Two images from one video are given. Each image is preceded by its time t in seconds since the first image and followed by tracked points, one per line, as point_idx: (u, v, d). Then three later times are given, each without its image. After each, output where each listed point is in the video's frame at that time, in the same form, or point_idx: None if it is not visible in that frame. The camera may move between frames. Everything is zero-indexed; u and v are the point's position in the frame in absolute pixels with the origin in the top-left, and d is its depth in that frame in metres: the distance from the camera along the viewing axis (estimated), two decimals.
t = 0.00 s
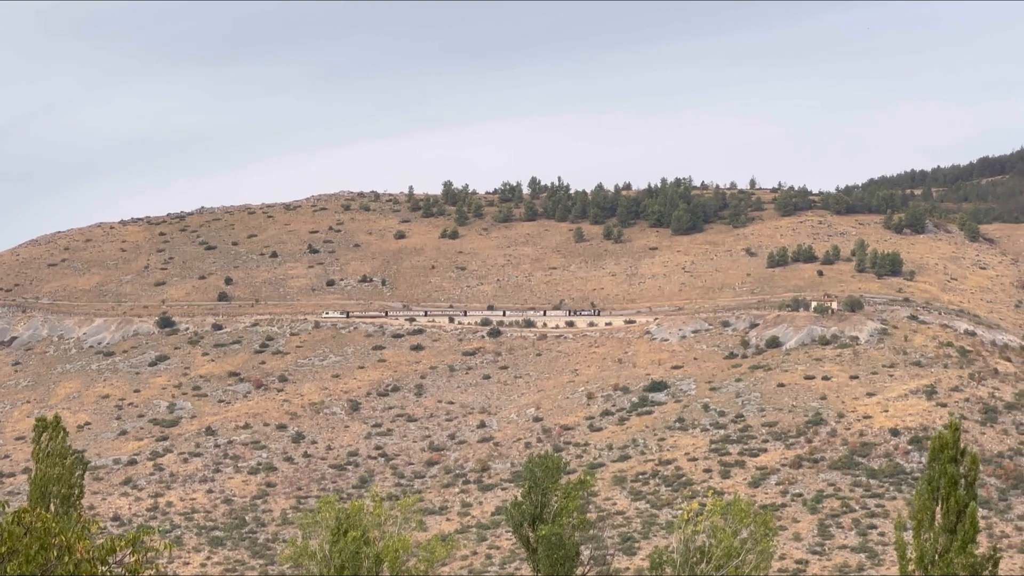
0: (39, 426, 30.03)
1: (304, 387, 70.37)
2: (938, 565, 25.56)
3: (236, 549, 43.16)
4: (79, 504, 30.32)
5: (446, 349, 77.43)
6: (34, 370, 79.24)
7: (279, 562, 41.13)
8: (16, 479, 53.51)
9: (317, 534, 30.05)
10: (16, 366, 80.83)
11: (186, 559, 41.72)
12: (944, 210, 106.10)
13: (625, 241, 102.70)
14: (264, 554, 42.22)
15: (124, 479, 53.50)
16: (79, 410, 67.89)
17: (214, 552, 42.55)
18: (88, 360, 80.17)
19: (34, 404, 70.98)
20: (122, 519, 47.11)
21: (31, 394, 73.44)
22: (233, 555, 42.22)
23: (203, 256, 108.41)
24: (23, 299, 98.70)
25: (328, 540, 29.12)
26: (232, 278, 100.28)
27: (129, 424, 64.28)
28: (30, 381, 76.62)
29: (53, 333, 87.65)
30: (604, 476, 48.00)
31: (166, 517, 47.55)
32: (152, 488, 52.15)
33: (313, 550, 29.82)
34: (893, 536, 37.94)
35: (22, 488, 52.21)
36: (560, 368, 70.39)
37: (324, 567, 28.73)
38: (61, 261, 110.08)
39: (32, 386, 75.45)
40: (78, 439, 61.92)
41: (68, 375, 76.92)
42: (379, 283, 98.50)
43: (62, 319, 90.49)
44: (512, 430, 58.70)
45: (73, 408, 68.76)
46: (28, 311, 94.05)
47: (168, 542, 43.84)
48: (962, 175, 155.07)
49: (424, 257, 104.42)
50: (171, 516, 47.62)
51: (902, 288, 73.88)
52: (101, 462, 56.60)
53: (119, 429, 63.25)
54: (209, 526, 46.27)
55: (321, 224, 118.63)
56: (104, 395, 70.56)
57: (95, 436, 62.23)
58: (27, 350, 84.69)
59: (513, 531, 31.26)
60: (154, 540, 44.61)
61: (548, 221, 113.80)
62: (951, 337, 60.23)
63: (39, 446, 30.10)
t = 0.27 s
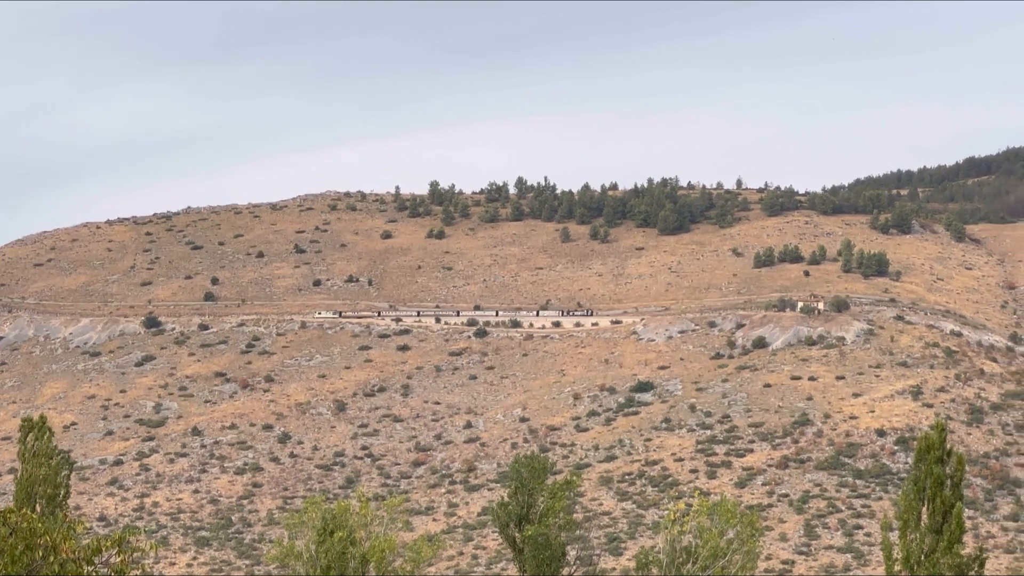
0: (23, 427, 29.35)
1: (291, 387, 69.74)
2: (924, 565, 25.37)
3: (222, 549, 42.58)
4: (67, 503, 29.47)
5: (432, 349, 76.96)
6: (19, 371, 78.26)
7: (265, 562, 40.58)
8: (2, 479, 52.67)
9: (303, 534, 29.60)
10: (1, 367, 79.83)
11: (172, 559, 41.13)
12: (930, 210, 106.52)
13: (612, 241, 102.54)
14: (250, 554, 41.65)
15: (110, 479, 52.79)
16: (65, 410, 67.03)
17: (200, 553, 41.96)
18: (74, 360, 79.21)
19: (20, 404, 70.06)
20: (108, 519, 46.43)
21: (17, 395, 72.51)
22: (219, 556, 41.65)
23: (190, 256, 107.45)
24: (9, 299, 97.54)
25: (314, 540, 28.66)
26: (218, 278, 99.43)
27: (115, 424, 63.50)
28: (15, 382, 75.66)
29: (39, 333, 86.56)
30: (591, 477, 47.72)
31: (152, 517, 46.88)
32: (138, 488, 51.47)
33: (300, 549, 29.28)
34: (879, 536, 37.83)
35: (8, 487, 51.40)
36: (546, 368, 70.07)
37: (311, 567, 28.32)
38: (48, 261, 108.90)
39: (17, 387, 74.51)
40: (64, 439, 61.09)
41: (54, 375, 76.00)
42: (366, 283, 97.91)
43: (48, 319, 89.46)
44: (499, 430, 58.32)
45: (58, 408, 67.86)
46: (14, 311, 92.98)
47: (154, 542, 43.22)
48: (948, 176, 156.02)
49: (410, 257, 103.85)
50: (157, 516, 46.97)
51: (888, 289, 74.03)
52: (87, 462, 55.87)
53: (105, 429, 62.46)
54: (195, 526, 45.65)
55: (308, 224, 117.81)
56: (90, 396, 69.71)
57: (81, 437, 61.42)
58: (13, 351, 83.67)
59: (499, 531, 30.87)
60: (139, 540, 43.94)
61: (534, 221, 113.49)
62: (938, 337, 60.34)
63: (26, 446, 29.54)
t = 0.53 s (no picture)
0: (11, 425, 28.61)
1: (278, 385, 69.16)
2: (912, 564, 25.18)
3: (209, 548, 42.05)
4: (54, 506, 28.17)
5: (420, 347, 76.53)
6: (6, 370, 77.31)
7: (253, 561, 40.07)
8: None
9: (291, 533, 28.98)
10: None
11: (159, 558, 40.56)
12: (917, 209, 106.89)
13: (600, 240, 102.35)
14: (238, 553, 41.14)
15: (98, 478, 52.15)
16: (52, 409, 66.21)
17: (187, 551, 41.41)
18: (62, 359, 78.30)
19: (7, 403, 69.21)
20: (96, 517, 45.79)
21: (4, 393, 71.61)
22: (207, 554, 41.12)
23: (178, 254, 106.52)
24: None
25: (302, 539, 28.28)
26: (206, 277, 98.59)
27: (103, 422, 62.77)
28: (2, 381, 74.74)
29: (26, 332, 85.55)
30: (578, 476, 47.46)
31: (140, 516, 46.27)
32: (126, 486, 50.86)
33: (288, 548, 28.75)
34: (867, 535, 37.72)
35: None
36: (534, 367, 69.74)
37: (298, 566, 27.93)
38: (36, 260, 107.71)
39: (4, 385, 73.61)
40: (51, 438, 60.31)
41: (42, 374, 75.11)
42: (354, 282, 97.31)
43: (35, 317, 88.44)
44: (487, 429, 57.99)
45: (46, 406, 67.03)
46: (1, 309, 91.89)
47: (141, 541, 42.65)
48: (935, 175, 156.89)
49: (398, 256, 103.27)
50: (145, 515, 46.37)
51: (876, 288, 74.15)
52: (75, 461, 55.20)
53: (93, 428, 61.73)
54: (183, 525, 45.09)
55: (295, 223, 117.01)
56: (78, 394, 68.90)
57: (68, 435, 60.67)
58: None
59: (487, 530, 30.61)
60: (126, 539, 43.35)
61: (522, 220, 113.14)
62: (925, 337, 60.44)
63: (13, 446, 28.71)
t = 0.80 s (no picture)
0: None
1: (267, 383, 68.65)
2: (899, 562, 25.11)
3: (197, 546, 41.58)
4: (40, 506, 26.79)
5: (408, 346, 76.14)
6: None
7: (241, 559, 39.65)
8: None
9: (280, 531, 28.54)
10: None
11: (147, 556, 40.06)
12: (905, 208, 107.32)
13: (588, 239, 102.21)
14: (226, 551, 40.71)
15: (86, 475, 51.59)
16: (40, 407, 65.47)
17: (175, 549, 40.94)
18: (49, 357, 77.49)
19: None
20: (83, 515, 45.25)
21: None
22: (195, 552, 40.67)
23: (166, 252, 105.62)
24: None
25: (289, 537, 27.90)
26: (195, 275, 97.80)
27: (91, 420, 62.11)
28: None
29: (14, 330, 84.62)
30: (567, 474, 47.28)
31: (128, 514, 45.76)
32: (114, 484, 50.31)
33: (276, 546, 28.29)
34: (854, 533, 37.68)
35: None
36: (522, 365, 69.51)
37: (287, 565, 27.62)
38: (23, 258, 106.60)
39: None
40: (38, 435, 59.62)
41: (29, 372, 74.29)
42: (342, 280, 96.76)
43: (22, 315, 87.47)
44: (474, 428, 57.72)
45: (33, 404, 66.29)
46: None
47: (129, 539, 42.17)
48: (922, 174, 157.66)
49: (387, 254, 102.79)
50: (133, 513, 45.86)
51: (863, 286, 74.32)
52: (63, 459, 54.60)
53: (81, 426, 61.06)
54: (171, 523, 44.60)
55: (283, 221, 116.30)
56: (66, 392, 68.18)
57: (56, 433, 59.99)
58: None
59: (475, 528, 30.38)
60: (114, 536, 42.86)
61: (510, 219, 112.89)
62: (912, 335, 60.60)
63: None
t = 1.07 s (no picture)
0: None
1: (253, 382, 68.10)
2: (885, 562, 25.07)
3: (184, 544, 41.11)
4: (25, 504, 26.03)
5: (395, 345, 75.72)
6: None
7: (228, 558, 39.23)
8: None
9: (268, 530, 28.19)
10: None
11: (134, 555, 39.59)
12: (892, 208, 107.73)
13: (575, 238, 102.06)
14: (213, 550, 40.27)
15: (73, 474, 51.00)
16: (26, 405, 64.71)
17: (162, 548, 40.47)
18: (36, 355, 76.66)
19: None
20: (70, 514, 44.71)
21: None
22: (181, 551, 40.21)
23: (153, 251, 104.70)
24: None
25: (276, 535, 27.56)
26: (182, 274, 96.99)
27: (77, 419, 61.44)
28: None
29: None
30: (553, 473, 47.07)
31: (115, 513, 45.26)
32: (101, 483, 49.76)
33: (262, 545, 27.94)
34: (841, 532, 37.64)
35: None
36: (509, 365, 69.24)
37: (274, 563, 27.31)
38: (9, 256, 105.43)
39: None
40: (25, 434, 58.91)
41: (16, 370, 73.46)
42: (329, 279, 96.19)
43: (8, 314, 86.48)
44: (461, 427, 57.42)
45: (19, 403, 65.52)
46: None
47: (115, 538, 41.69)
48: (909, 174, 158.45)
49: (374, 253, 102.28)
50: (120, 512, 45.35)
51: (850, 286, 74.50)
52: (49, 457, 53.97)
53: (67, 424, 60.39)
54: (157, 522, 44.10)
55: (270, 220, 115.50)
56: (52, 390, 67.44)
57: (42, 432, 59.30)
58: None
59: (461, 528, 30.11)
60: (100, 535, 42.38)
61: (497, 218, 112.54)
62: (899, 335, 60.75)
63: None
